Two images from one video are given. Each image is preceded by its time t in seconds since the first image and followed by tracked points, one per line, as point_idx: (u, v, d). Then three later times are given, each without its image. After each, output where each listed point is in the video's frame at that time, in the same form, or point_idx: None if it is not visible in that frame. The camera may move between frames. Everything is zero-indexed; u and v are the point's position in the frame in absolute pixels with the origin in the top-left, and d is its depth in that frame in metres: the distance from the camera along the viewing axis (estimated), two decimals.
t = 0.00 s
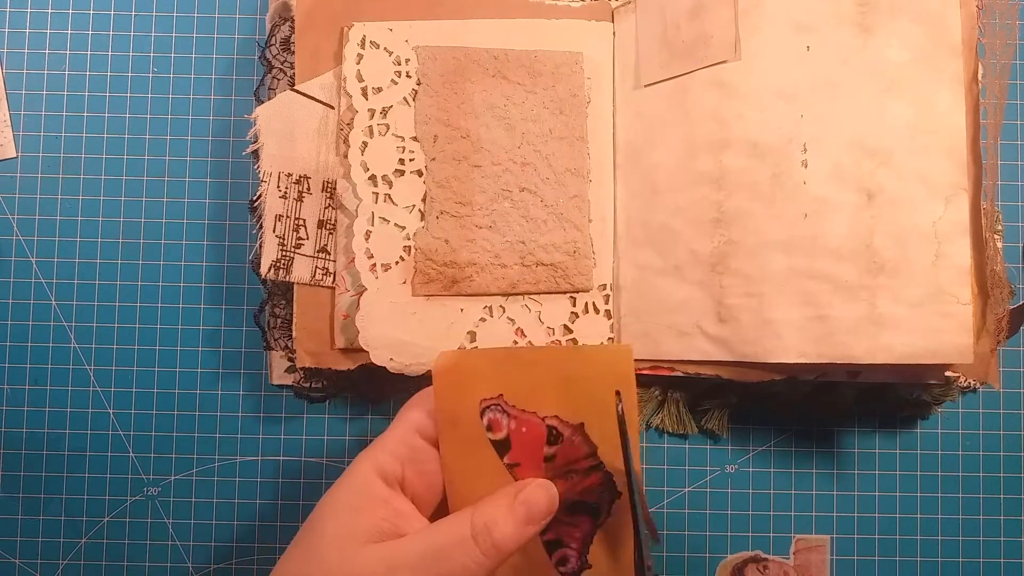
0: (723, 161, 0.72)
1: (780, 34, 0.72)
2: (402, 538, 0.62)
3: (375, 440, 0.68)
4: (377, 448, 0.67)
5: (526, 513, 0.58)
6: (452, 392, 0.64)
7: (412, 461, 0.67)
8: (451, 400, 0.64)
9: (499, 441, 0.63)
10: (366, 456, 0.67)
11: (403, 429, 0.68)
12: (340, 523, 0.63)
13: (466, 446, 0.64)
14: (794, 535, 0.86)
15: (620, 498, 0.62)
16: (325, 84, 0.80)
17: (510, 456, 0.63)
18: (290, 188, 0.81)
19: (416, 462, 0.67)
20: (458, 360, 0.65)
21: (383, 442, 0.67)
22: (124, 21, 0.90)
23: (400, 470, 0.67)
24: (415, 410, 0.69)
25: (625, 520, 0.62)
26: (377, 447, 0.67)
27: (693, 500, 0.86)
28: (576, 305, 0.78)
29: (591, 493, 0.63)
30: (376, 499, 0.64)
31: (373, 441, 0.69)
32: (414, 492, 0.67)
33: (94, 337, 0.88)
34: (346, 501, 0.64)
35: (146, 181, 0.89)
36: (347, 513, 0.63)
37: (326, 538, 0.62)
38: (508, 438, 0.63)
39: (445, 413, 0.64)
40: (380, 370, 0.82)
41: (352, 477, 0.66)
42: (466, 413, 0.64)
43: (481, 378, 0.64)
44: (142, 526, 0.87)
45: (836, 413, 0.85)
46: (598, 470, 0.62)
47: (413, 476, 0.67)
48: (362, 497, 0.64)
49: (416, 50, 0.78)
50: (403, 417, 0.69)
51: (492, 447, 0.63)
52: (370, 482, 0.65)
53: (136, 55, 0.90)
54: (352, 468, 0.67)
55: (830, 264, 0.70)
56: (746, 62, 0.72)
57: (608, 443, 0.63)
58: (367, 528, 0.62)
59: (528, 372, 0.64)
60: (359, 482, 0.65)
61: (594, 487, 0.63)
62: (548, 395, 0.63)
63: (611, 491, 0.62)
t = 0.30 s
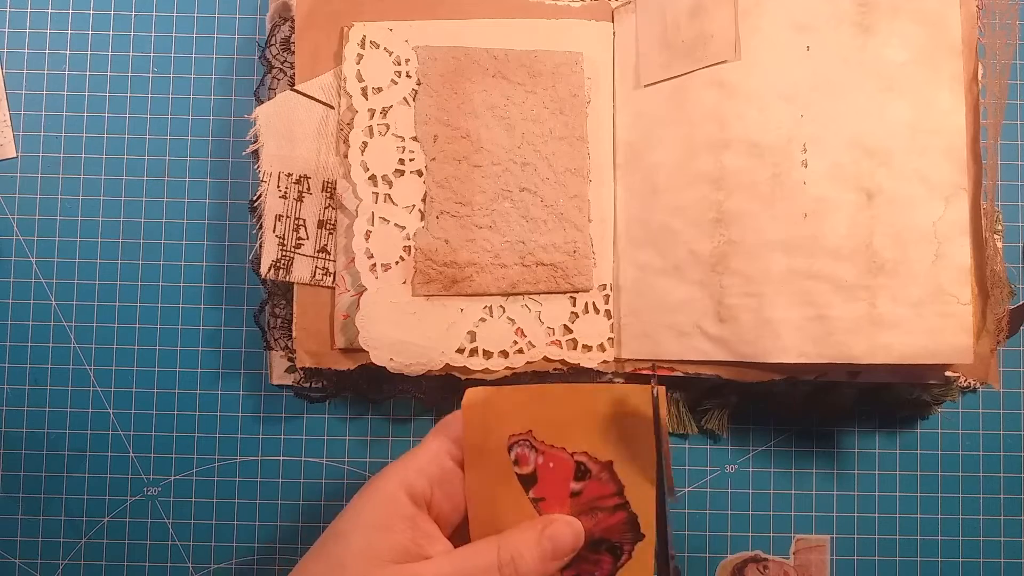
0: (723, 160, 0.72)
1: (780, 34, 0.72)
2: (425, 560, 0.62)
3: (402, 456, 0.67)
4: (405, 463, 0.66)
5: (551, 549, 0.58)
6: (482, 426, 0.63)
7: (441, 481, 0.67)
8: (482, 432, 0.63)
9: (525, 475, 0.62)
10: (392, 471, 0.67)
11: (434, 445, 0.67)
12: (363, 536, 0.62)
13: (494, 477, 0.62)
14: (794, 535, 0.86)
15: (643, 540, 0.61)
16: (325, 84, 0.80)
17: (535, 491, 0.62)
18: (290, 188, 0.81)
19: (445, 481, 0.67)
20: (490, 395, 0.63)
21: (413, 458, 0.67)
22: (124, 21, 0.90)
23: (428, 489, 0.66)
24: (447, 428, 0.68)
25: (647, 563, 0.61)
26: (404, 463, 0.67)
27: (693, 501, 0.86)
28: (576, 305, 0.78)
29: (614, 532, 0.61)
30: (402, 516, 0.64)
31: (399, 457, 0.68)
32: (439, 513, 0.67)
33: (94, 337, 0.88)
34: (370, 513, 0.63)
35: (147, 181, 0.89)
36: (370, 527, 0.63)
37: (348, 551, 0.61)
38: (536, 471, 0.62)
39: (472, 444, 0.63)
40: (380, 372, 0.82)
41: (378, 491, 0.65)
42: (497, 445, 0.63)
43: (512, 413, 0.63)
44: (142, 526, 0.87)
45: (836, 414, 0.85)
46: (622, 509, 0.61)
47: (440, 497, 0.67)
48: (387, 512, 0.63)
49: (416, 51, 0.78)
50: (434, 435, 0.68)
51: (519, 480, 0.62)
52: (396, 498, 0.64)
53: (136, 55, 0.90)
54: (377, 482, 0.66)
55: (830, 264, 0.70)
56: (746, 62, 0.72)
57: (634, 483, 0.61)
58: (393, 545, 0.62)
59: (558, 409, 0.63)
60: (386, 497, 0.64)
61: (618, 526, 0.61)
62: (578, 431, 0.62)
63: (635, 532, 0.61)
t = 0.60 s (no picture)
0: (723, 160, 0.72)
1: (780, 34, 0.72)
2: None
3: (407, 462, 0.60)
4: (407, 469, 0.59)
5: None
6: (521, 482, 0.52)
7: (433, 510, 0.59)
8: (527, 485, 0.52)
9: (531, 552, 0.51)
10: (392, 469, 0.59)
11: (444, 471, 0.59)
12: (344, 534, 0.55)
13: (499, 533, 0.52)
14: (794, 534, 0.86)
15: None
16: (325, 84, 0.80)
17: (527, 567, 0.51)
18: (290, 188, 0.81)
19: (437, 513, 0.59)
20: (568, 467, 0.53)
21: (418, 468, 0.59)
22: (124, 21, 0.90)
23: (418, 512, 0.58)
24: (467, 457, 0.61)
25: None
26: (407, 470, 0.59)
27: (692, 500, 0.86)
28: (576, 305, 0.78)
29: None
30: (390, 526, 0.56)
31: (402, 461, 0.61)
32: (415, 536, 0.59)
33: (94, 337, 0.88)
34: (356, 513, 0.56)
35: (147, 180, 0.89)
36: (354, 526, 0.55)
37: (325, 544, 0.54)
38: (540, 554, 0.51)
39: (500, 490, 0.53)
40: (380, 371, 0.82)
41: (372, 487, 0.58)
42: (531, 507, 0.52)
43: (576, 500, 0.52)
44: (142, 526, 0.87)
45: (837, 413, 0.85)
46: None
47: (424, 523, 0.59)
48: (376, 517, 0.56)
49: (416, 50, 0.78)
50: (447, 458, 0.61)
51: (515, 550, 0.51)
52: (388, 506, 0.57)
53: (136, 55, 0.90)
54: (373, 475, 0.59)
55: (829, 264, 0.70)
56: (746, 62, 0.72)
57: None
58: (374, 554, 0.54)
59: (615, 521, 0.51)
60: (381, 496, 0.57)
61: None
62: (597, 555, 0.51)
63: None
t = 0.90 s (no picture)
0: (723, 160, 0.72)
1: (780, 34, 0.72)
2: None
3: (441, 480, 0.57)
4: (440, 486, 0.57)
5: None
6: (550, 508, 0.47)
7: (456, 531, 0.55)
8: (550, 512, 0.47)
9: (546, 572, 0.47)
10: (423, 485, 0.57)
11: (476, 493, 0.56)
12: (364, 545, 0.53)
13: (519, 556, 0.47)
14: (794, 535, 0.86)
15: None
16: (325, 84, 0.80)
17: None
18: (290, 188, 0.81)
19: (463, 536, 0.55)
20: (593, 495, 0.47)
21: (450, 485, 0.57)
22: (124, 21, 0.90)
23: (446, 534, 0.55)
24: (502, 484, 0.57)
25: None
26: (439, 488, 0.57)
27: (693, 500, 0.86)
28: (576, 305, 0.78)
29: None
30: (412, 542, 0.54)
31: (436, 478, 0.58)
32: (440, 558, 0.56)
33: (94, 337, 0.88)
34: (377, 524, 0.55)
35: (147, 180, 0.89)
36: (371, 538, 0.54)
37: (342, 553, 0.53)
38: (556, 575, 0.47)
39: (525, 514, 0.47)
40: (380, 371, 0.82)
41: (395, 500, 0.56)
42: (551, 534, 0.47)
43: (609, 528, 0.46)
44: (142, 526, 0.87)
45: (837, 413, 0.85)
46: None
47: (450, 545, 0.56)
48: (398, 531, 0.54)
49: (416, 50, 0.78)
50: (479, 479, 0.58)
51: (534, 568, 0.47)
52: (413, 522, 0.55)
53: (136, 55, 0.90)
54: (404, 488, 0.57)
55: (830, 264, 0.70)
56: (746, 63, 0.72)
57: None
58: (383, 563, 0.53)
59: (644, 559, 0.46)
60: (407, 509, 0.55)
61: None
62: None
63: None
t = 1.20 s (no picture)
0: (723, 160, 0.72)
1: (780, 34, 0.72)
2: None
3: (443, 483, 0.57)
4: (441, 490, 0.57)
5: None
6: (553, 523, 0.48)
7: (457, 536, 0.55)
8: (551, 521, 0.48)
9: None
10: (424, 488, 0.57)
11: (477, 497, 0.55)
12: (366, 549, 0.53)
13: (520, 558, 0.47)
14: (794, 534, 0.86)
15: None
16: (325, 84, 0.80)
17: None
18: (290, 188, 0.81)
19: (463, 538, 0.55)
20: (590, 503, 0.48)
21: (452, 489, 0.57)
22: (124, 21, 0.90)
23: (446, 537, 0.55)
24: (504, 487, 0.56)
25: None
26: (440, 491, 0.56)
27: (692, 500, 0.86)
28: (576, 305, 0.78)
29: None
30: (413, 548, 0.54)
31: (437, 481, 0.58)
32: (441, 560, 0.56)
33: (94, 337, 0.88)
34: (377, 528, 0.54)
35: (147, 181, 0.89)
36: (372, 542, 0.54)
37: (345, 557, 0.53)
38: None
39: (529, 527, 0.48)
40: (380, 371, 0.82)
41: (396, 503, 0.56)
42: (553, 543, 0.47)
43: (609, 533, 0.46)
44: (142, 526, 0.87)
45: (837, 413, 0.85)
46: None
47: (451, 548, 0.56)
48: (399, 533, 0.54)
49: (416, 50, 0.78)
50: (481, 482, 0.58)
51: None
52: (414, 525, 0.55)
53: (136, 55, 0.90)
54: (406, 491, 0.57)
55: (830, 264, 0.70)
56: (746, 63, 0.72)
57: None
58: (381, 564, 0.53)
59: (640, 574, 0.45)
60: (408, 514, 0.55)
61: None
62: None
63: None
